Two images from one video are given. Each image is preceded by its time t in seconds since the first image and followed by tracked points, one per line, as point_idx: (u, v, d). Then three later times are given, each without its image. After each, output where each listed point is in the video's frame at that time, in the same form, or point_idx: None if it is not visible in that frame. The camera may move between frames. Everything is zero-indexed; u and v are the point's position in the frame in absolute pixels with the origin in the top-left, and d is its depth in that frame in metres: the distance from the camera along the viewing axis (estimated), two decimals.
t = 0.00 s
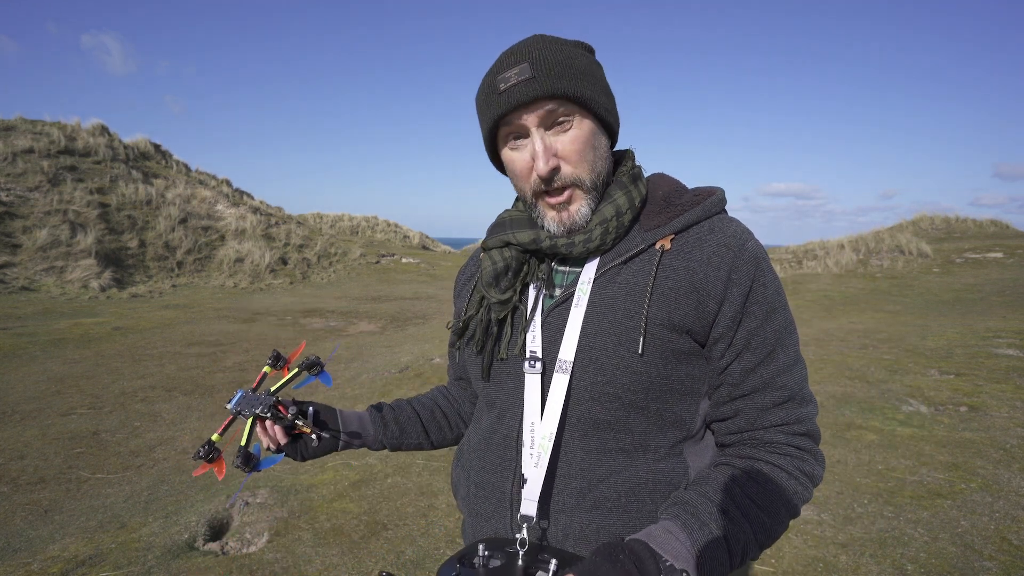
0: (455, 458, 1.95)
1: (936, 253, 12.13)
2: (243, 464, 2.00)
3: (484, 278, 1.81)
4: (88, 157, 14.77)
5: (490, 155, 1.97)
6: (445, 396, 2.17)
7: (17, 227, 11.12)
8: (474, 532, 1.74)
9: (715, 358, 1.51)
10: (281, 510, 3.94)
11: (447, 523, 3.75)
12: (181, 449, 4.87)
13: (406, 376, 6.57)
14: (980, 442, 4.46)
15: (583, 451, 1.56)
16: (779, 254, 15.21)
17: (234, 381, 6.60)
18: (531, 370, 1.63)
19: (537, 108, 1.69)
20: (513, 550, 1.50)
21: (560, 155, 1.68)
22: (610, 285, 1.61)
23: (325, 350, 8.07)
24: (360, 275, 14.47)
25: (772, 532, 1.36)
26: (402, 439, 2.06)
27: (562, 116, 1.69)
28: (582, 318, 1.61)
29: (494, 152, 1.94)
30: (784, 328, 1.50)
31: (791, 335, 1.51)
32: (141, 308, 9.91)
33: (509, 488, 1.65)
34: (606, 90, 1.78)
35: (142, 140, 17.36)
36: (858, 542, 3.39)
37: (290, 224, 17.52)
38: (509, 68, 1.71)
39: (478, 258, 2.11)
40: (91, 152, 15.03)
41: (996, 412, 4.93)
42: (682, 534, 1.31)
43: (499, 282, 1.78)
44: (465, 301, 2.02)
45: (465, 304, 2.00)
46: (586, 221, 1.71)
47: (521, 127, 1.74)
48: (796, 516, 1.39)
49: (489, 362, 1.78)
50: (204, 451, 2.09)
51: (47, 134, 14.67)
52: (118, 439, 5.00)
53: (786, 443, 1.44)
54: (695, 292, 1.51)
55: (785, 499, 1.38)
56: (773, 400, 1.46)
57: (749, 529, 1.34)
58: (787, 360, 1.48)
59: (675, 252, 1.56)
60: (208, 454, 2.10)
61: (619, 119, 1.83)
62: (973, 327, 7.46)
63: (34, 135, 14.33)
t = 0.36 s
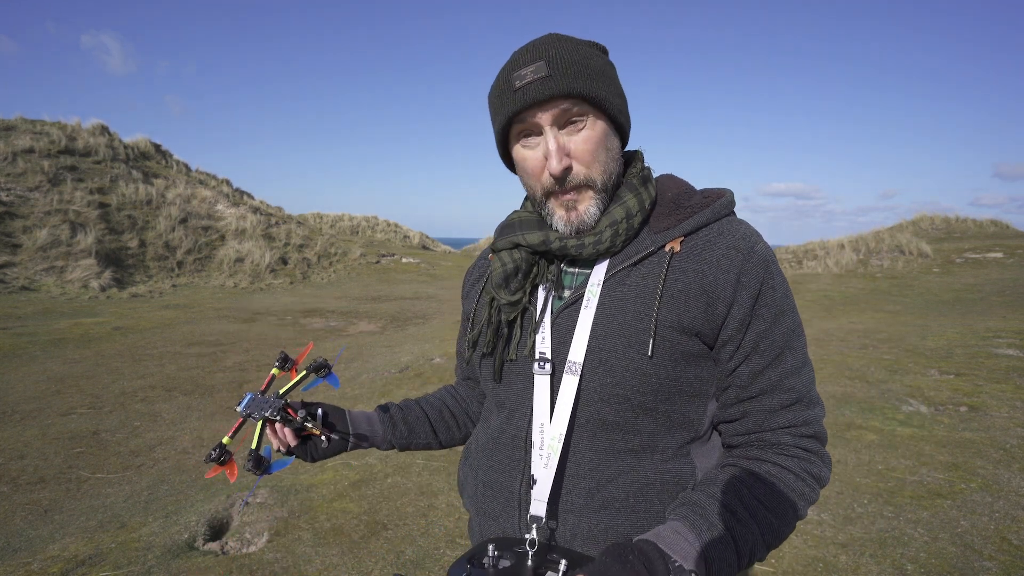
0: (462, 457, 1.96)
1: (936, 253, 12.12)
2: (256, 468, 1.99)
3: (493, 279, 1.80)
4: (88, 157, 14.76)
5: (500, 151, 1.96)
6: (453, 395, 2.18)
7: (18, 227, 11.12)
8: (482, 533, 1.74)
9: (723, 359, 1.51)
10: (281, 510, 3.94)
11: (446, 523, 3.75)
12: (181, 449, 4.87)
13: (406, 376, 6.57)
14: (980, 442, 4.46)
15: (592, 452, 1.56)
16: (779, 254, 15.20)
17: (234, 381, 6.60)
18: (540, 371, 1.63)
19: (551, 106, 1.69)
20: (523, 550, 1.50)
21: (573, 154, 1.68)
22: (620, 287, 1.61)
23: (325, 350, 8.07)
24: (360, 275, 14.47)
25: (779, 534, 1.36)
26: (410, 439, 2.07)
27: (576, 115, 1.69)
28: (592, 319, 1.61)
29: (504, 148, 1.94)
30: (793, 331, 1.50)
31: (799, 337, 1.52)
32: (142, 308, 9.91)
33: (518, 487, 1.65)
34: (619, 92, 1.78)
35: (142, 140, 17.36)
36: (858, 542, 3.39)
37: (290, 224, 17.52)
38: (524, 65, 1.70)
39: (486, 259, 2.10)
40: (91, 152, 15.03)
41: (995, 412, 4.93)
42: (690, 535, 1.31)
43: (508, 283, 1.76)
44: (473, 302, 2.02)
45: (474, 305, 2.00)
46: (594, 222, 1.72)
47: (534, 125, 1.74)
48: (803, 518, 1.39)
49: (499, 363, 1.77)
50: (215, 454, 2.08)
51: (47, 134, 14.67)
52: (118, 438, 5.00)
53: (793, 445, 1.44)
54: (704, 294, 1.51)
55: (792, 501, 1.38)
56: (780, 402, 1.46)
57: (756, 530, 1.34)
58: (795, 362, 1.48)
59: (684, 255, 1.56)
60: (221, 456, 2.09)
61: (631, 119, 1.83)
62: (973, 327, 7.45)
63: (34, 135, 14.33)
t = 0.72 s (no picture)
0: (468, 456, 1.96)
1: (936, 253, 12.12)
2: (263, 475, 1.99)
3: (500, 279, 1.79)
4: (88, 157, 14.76)
5: (510, 144, 1.96)
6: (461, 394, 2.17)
7: (18, 227, 11.12)
8: (489, 534, 1.73)
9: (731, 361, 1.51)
10: (282, 510, 3.94)
11: (447, 523, 3.75)
12: (181, 449, 4.87)
13: (406, 376, 6.57)
14: (980, 442, 4.47)
15: (600, 453, 1.56)
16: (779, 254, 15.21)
17: (234, 381, 6.60)
18: (548, 372, 1.63)
19: (562, 96, 1.69)
20: (531, 552, 1.50)
21: (582, 145, 1.68)
22: (630, 288, 1.60)
23: (325, 350, 8.07)
24: (360, 275, 14.47)
25: (787, 536, 1.36)
26: (415, 439, 2.07)
27: (587, 107, 1.70)
28: (600, 320, 1.61)
29: (512, 139, 1.94)
30: (801, 334, 1.50)
31: (808, 341, 1.52)
32: (142, 308, 9.91)
33: (525, 488, 1.65)
34: (631, 90, 1.77)
35: (142, 140, 17.36)
36: (858, 542, 3.39)
37: (290, 224, 17.52)
38: (538, 56, 1.71)
39: (492, 258, 2.10)
40: (91, 152, 15.02)
41: (995, 412, 4.94)
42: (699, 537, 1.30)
43: (515, 283, 1.76)
44: (479, 302, 2.01)
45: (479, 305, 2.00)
46: (598, 217, 1.70)
47: (544, 115, 1.74)
48: (810, 521, 1.39)
49: (506, 363, 1.77)
50: (220, 460, 2.08)
51: (47, 134, 14.67)
52: (118, 439, 5.00)
53: (802, 448, 1.44)
54: (714, 296, 1.51)
55: (800, 505, 1.38)
56: (788, 405, 1.47)
57: (765, 533, 1.34)
58: (803, 365, 1.48)
59: (694, 256, 1.56)
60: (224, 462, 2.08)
61: (642, 119, 1.83)
62: (973, 327, 7.46)
63: (34, 135, 14.32)
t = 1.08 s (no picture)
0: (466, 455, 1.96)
1: (936, 253, 12.12)
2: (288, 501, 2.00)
3: (499, 280, 1.79)
4: (88, 157, 14.76)
5: (504, 147, 1.96)
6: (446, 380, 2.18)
7: (18, 227, 11.12)
8: (489, 537, 1.73)
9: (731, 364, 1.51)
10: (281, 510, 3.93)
11: (447, 523, 3.75)
12: (181, 450, 4.87)
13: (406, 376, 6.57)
14: (980, 442, 4.46)
15: (601, 457, 1.56)
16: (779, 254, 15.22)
17: (234, 381, 6.60)
18: (548, 375, 1.63)
19: (548, 98, 1.69)
20: (530, 556, 1.50)
21: (572, 146, 1.68)
22: (630, 290, 1.60)
23: (325, 350, 8.07)
24: (360, 275, 14.47)
25: (789, 540, 1.36)
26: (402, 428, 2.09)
27: (577, 108, 1.70)
28: (601, 322, 1.61)
29: (506, 143, 1.94)
30: (803, 337, 1.50)
31: (810, 344, 1.52)
32: (142, 308, 9.91)
33: (524, 492, 1.65)
34: (625, 87, 1.77)
35: (142, 140, 17.36)
36: (858, 542, 3.39)
37: (290, 224, 17.52)
38: (525, 60, 1.71)
39: (492, 259, 2.10)
40: (91, 152, 15.02)
41: (995, 412, 4.94)
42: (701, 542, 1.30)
43: (514, 284, 1.75)
44: (479, 303, 2.01)
45: (479, 304, 2.01)
46: (596, 218, 1.71)
47: (533, 119, 1.74)
48: (812, 525, 1.39)
49: (505, 365, 1.77)
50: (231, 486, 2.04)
51: (47, 134, 14.66)
52: (118, 439, 5.00)
53: (803, 451, 1.44)
54: (715, 298, 1.51)
55: (802, 508, 1.38)
56: (790, 408, 1.47)
57: (766, 538, 1.34)
58: (806, 368, 1.48)
59: (695, 257, 1.56)
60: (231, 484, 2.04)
61: (637, 116, 1.82)
62: (973, 327, 7.45)
63: (34, 135, 14.32)
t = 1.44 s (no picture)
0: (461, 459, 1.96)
1: (936, 253, 12.12)
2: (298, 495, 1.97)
3: (495, 282, 1.78)
4: (88, 157, 14.76)
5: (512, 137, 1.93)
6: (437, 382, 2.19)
7: (18, 227, 11.13)
8: (486, 541, 1.73)
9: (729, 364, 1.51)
10: (281, 510, 3.93)
11: (446, 523, 3.75)
12: (181, 450, 4.87)
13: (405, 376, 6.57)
14: (980, 442, 4.46)
15: (599, 460, 1.56)
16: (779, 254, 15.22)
17: (234, 381, 6.60)
18: (544, 377, 1.63)
19: (564, 105, 1.65)
20: (528, 561, 1.50)
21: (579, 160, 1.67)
22: (627, 291, 1.60)
23: (325, 350, 8.08)
24: (360, 275, 14.47)
25: (789, 540, 1.36)
26: (392, 424, 2.10)
27: (592, 123, 1.67)
28: (597, 324, 1.61)
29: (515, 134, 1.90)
30: (800, 335, 1.50)
31: (807, 343, 1.52)
32: (142, 308, 9.91)
33: (521, 495, 1.65)
34: (646, 104, 1.74)
35: (142, 140, 17.36)
36: (858, 542, 3.39)
37: (290, 224, 17.53)
38: (549, 60, 1.67)
39: (486, 260, 2.10)
40: (91, 152, 15.02)
41: (995, 412, 4.94)
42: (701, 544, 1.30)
43: (510, 286, 1.75)
44: (474, 306, 2.01)
45: (473, 307, 2.01)
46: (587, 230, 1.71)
47: (545, 122, 1.71)
48: (812, 525, 1.39)
49: (501, 368, 1.77)
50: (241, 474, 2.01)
51: (47, 134, 14.66)
52: (118, 439, 5.00)
53: (801, 451, 1.44)
54: (712, 298, 1.51)
55: (802, 507, 1.38)
56: (788, 407, 1.47)
57: (766, 539, 1.34)
58: (803, 367, 1.48)
59: (692, 258, 1.56)
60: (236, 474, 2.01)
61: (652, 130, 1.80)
62: (973, 327, 7.45)
63: (34, 136, 14.33)
